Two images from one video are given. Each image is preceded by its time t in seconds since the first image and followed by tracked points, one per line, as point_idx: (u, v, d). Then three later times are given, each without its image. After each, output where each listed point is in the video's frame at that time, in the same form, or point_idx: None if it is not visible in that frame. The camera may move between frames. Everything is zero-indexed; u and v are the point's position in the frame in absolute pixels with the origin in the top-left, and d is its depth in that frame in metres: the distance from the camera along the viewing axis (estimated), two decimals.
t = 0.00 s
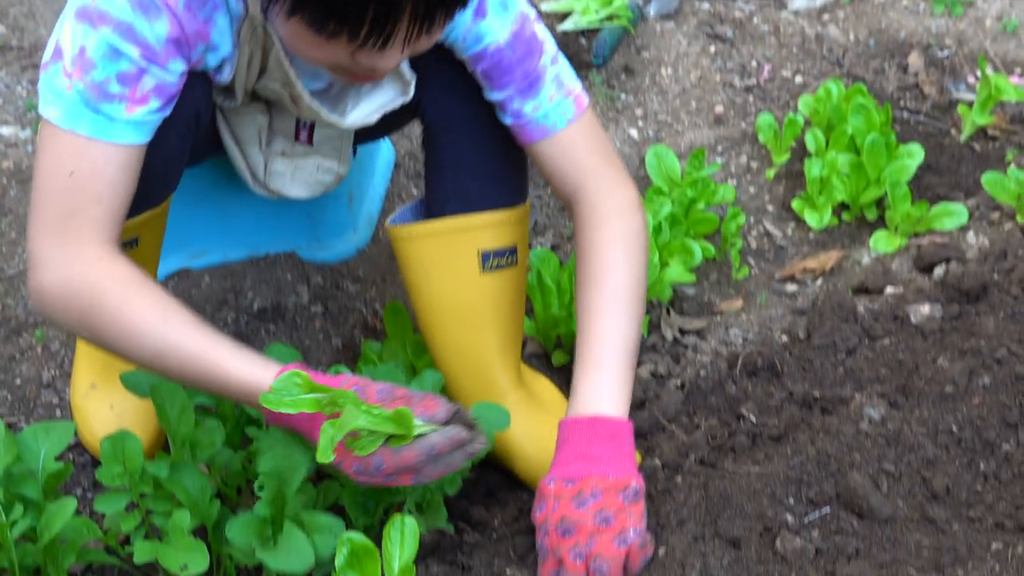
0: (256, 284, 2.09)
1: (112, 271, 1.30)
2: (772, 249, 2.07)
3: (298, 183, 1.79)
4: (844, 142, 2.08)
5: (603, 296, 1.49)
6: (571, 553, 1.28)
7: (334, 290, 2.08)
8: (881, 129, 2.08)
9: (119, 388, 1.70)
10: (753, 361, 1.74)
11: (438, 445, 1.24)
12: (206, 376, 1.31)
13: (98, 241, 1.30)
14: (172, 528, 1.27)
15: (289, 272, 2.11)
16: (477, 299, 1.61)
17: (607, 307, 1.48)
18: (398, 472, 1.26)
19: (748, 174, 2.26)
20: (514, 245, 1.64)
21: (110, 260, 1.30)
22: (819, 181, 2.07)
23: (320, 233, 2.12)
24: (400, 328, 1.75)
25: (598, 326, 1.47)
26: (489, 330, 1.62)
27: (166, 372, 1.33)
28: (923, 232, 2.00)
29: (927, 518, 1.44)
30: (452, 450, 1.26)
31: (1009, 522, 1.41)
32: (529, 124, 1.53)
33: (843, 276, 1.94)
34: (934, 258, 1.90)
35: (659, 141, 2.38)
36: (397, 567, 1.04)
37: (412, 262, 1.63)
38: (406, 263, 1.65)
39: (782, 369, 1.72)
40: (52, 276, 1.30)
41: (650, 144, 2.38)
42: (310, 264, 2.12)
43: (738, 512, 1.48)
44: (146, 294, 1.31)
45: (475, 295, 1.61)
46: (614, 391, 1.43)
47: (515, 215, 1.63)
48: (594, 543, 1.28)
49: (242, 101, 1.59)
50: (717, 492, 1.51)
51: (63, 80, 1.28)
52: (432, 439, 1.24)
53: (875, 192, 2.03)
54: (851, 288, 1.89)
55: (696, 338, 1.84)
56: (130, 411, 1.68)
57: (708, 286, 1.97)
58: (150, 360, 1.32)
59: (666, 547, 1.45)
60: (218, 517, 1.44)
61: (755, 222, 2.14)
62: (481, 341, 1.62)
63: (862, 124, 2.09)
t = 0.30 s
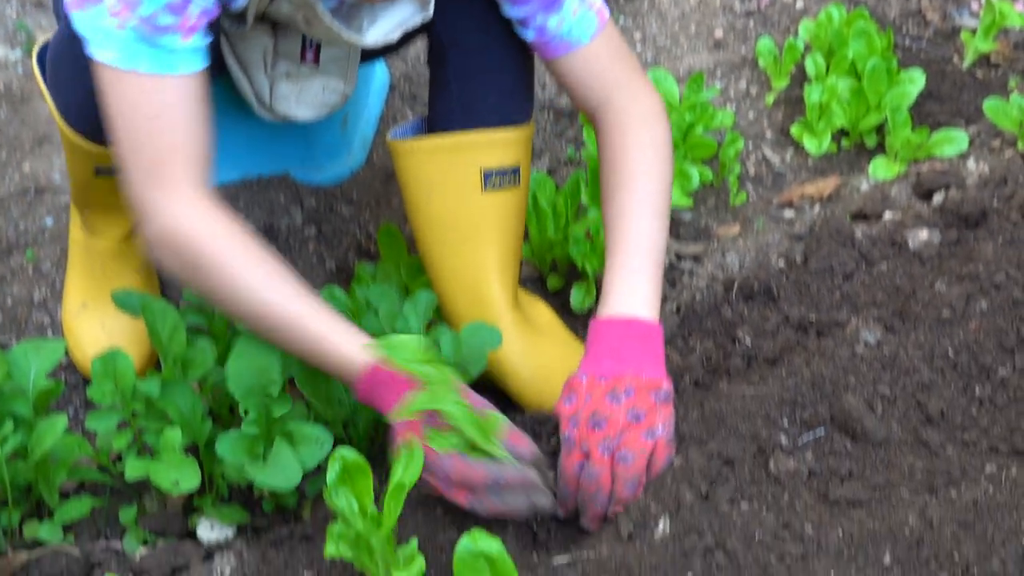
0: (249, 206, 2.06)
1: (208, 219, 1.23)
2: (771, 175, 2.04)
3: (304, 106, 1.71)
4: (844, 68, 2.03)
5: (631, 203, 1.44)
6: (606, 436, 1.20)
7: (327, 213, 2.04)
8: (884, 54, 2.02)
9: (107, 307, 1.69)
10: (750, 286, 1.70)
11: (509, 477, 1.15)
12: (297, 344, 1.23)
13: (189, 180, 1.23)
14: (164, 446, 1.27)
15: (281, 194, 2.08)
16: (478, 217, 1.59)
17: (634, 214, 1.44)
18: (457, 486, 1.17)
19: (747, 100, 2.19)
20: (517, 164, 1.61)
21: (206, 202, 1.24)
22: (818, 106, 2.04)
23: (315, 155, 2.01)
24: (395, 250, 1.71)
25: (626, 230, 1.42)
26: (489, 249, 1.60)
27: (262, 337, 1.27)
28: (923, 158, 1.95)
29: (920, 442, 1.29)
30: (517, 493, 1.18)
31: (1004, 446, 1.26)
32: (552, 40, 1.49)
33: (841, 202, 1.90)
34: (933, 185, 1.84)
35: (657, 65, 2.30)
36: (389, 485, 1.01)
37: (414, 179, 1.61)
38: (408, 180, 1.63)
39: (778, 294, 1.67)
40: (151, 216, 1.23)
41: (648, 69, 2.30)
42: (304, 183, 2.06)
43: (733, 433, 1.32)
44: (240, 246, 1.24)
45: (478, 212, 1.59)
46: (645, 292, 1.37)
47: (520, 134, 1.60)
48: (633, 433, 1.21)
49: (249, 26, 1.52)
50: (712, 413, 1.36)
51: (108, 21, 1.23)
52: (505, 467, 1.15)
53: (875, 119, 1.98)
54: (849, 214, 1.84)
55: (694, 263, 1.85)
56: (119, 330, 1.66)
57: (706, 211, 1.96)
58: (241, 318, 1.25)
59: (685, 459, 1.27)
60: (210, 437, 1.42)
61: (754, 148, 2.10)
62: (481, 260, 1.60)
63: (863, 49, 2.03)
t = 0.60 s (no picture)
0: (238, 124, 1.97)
1: (279, 151, 1.23)
2: (772, 90, 2.00)
3: (304, 22, 1.65)
4: None
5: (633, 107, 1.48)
6: (653, 299, 1.25)
7: (322, 131, 1.91)
8: None
9: (104, 229, 1.64)
10: (750, 200, 1.66)
11: (577, 428, 1.15)
12: (368, 279, 1.23)
13: (255, 109, 1.24)
14: (158, 362, 1.25)
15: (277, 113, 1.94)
16: (479, 130, 1.56)
17: (636, 116, 1.47)
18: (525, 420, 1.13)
19: (749, 13, 2.15)
20: (520, 75, 1.57)
21: (279, 134, 1.25)
22: (821, 18, 1.98)
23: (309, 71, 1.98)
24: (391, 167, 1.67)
25: (629, 133, 1.46)
26: (490, 160, 1.56)
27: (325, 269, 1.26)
28: (926, 70, 1.88)
29: (922, 352, 1.27)
30: (567, 449, 1.16)
31: (1006, 355, 1.25)
32: None
33: (843, 115, 1.85)
34: (937, 97, 1.78)
35: None
36: (386, 398, 1.00)
37: (416, 89, 1.58)
38: (410, 93, 1.60)
39: (779, 208, 1.64)
40: (223, 148, 1.24)
41: None
42: (296, 102, 1.96)
43: (732, 345, 1.31)
44: (311, 177, 1.24)
45: (480, 124, 1.56)
46: (645, 185, 1.41)
47: (524, 44, 1.56)
48: (673, 299, 1.26)
49: None
50: (712, 326, 1.35)
51: None
52: (577, 422, 1.15)
53: (878, 33, 1.92)
54: (851, 127, 1.79)
55: (693, 178, 1.81)
56: (116, 253, 1.61)
57: (705, 126, 1.92)
58: (311, 252, 1.25)
59: (688, 379, 1.26)
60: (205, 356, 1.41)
61: (755, 62, 2.05)
62: (483, 172, 1.56)
63: None
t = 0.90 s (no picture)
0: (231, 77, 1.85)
1: (273, 104, 1.19)
2: (770, 37, 1.95)
3: None
4: None
5: (620, 48, 1.44)
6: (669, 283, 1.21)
7: (314, 83, 1.85)
8: None
9: (96, 183, 1.61)
10: (748, 148, 1.65)
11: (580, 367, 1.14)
12: (365, 238, 1.22)
13: (249, 61, 1.19)
14: (150, 316, 1.23)
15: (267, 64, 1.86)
16: (471, 79, 1.52)
17: (623, 59, 1.43)
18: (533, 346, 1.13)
19: None
20: (511, 22, 1.52)
21: (273, 87, 1.21)
22: None
23: (300, 21, 1.90)
24: (384, 117, 1.63)
25: (617, 76, 1.43)
26: (483, 111, 1.53)
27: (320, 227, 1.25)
28: (927, 17, 1.84)
29: (922, 300, 1.26)
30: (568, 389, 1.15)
31: (1006, 303, 1.22)
32: None
33: (842, 64, 1.83)
34: (938, 44, 1.73)
35: None
36: (378, 348, 0.98)
37: (404, 36, 1.53)
38: (398, 41, 1.54)
39: (777, 155, 1.62)
40: (216, 101, 1.20)
41: None
42: (289, 52, 1.88)
43: (729, 294, 1.30)
44: (306, 133, 1.20)
45: (471, 73, 1.52)
46: (630, 128, 1.40)
47: None
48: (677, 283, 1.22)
49: None
50: (708, 275, 1.33)
51: None
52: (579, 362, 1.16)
53: None
54: (850, 75, 1.76)
55: (690, 128, 1.78)
56: (107, 206, 1.58)
57: (704, 75, 1.88)
58: (305, 211, 1.23)
59: (684, 330, 1.24)
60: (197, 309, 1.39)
61: (754, 9, 1.99)
62: (476, 122, 1.53)
63: None
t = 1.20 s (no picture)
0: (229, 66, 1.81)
1: (268, 98, 1.17)
2: (767, 26, 1.95)
3: None
4: None
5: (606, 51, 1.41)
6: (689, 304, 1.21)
7: (309, 72, 1.84)
8: None
9: (91, 172, 1.60)
10: (744, 137, 1.64)
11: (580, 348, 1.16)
12: (363, 231, 1.22)
13: (242, 54, 1.16)
14: (145, 307, 1.22)
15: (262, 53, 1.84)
16: (463, 68, 1.50)
17: (612, 63, 1.40)
18: (532, 331, 1.15)
19: None
20: (502, 11, 1.50)
21: (267, 79, 1.18)
22: None
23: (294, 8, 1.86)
24: (379, 106, 1.63)
25: (606, 78, 1.40)
26: (475, 101, 1.52)
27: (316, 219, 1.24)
28: (925, 5, 1.83)
29: (919, 289, 1.26)
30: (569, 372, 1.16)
31: (1003, 292, 1.22)
32: None
33: (839, 53, 1.82)
34: (935, 32, 1.72)
35: None
36: (373, 337, 0.98)
37: (395, 26, 1.51)
38: (388, 31, 1.52)
39: (774, 144, 1.61)
40: (209, 95, 1.16)
41: None
42: (284, 41, 1.85)
43: (726, 283, 1.29)
44: (302, 127, 1.19)
45: (463, 63, 1.50)
46: (627, 127, 1.37)
47: None
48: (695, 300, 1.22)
49: None
50: (704, 264, 1.32)
51: None
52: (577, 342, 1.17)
53: None
54: (847, 64, 1.76)
55: (686, 116, 1.77)
56: (102, 195, 1.57)
57: (699, 63, 1.88)
58: (302, 204, 1.22)
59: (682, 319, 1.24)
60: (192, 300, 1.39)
61: None
62: (468, 112, 1.52)
63: None
